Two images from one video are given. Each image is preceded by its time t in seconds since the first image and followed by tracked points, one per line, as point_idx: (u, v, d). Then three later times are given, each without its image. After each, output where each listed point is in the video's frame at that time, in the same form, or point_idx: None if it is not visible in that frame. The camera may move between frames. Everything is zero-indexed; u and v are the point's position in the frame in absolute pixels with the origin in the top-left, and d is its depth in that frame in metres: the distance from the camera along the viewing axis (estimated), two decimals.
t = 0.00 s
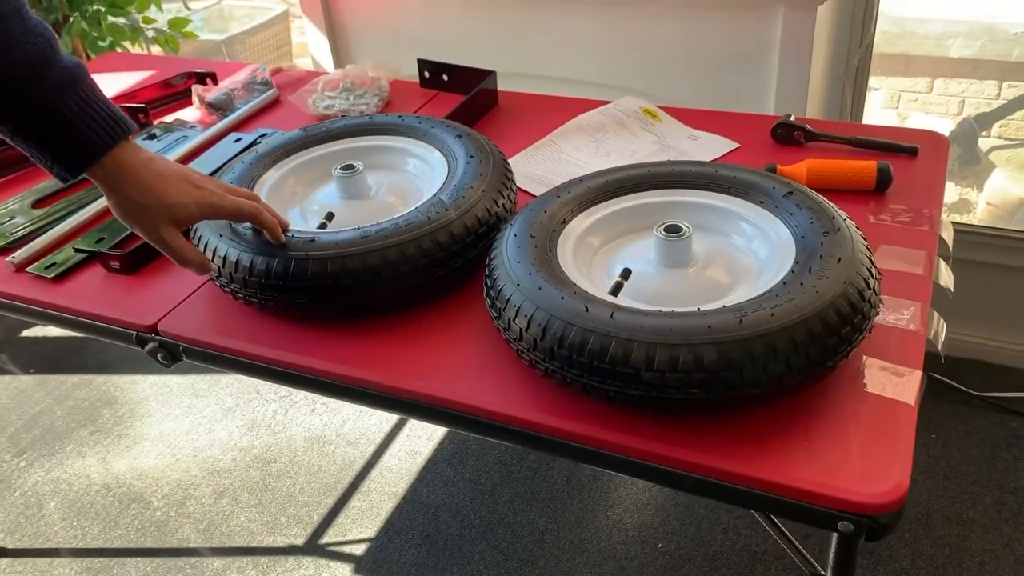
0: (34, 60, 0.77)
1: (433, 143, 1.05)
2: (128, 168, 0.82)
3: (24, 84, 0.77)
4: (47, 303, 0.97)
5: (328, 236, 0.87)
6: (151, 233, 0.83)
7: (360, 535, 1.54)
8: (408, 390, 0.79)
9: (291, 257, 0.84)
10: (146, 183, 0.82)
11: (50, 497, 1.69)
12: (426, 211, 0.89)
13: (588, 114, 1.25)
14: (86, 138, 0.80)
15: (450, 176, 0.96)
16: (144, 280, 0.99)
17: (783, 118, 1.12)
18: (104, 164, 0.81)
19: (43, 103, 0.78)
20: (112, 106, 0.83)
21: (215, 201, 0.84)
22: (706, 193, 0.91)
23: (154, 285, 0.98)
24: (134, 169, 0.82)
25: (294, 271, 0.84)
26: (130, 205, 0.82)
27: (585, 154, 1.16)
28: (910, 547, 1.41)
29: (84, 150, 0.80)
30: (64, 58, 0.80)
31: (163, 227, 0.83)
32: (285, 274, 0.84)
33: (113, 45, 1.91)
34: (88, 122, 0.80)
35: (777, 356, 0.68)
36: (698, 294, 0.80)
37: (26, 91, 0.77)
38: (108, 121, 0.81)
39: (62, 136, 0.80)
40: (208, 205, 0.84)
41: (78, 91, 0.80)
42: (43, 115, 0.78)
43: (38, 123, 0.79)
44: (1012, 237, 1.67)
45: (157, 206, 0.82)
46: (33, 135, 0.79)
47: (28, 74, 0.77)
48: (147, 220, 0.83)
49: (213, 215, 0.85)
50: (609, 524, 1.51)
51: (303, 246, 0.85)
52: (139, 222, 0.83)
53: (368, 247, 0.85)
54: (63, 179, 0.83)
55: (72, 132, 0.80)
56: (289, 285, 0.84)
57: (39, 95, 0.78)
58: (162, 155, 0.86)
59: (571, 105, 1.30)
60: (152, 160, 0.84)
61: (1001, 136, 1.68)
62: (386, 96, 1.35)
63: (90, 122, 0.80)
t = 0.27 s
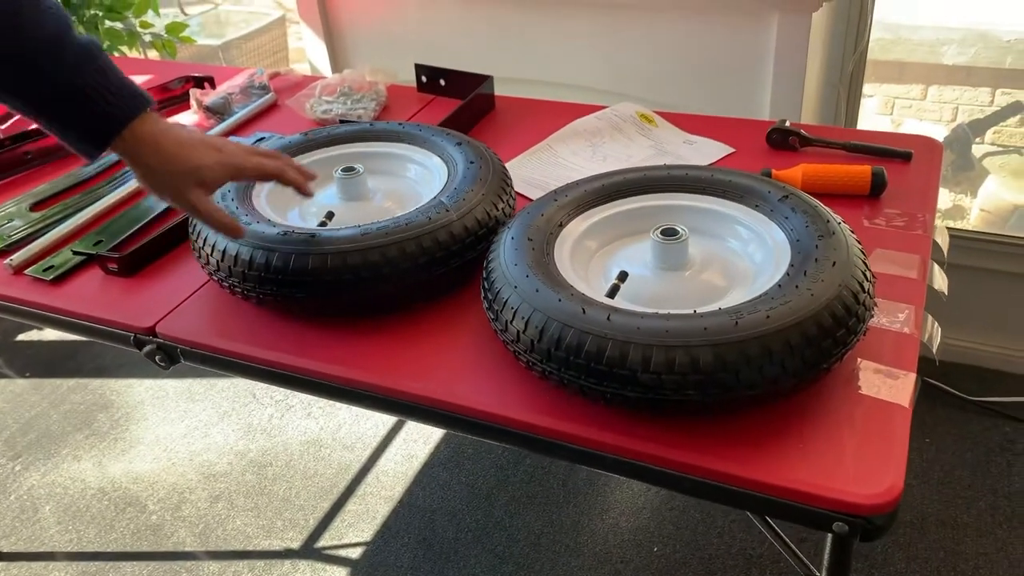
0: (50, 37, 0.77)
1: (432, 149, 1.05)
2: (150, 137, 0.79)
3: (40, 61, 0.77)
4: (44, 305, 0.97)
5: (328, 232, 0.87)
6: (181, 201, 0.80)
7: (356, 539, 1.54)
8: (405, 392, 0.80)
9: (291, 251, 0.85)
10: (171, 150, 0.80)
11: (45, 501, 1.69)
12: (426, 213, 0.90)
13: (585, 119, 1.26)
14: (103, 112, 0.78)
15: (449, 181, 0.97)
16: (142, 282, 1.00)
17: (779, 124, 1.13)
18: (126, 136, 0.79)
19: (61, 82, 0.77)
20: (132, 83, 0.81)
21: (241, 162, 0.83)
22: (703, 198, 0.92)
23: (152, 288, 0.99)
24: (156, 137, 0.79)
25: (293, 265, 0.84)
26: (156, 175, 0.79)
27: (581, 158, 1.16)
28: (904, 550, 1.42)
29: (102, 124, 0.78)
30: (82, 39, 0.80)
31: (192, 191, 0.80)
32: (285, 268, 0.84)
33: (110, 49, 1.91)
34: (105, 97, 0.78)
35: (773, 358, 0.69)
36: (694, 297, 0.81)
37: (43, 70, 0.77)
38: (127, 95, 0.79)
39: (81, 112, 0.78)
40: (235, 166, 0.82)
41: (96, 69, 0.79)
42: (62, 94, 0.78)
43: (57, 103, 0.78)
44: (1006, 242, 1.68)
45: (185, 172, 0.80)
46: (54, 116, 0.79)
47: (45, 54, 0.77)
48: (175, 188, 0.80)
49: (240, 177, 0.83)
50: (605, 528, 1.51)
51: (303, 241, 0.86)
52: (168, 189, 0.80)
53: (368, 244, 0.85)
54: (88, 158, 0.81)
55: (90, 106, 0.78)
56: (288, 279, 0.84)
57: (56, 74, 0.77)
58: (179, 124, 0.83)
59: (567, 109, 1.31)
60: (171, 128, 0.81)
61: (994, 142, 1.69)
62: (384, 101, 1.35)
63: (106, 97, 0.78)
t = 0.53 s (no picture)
0: (77, 34, 0.79)
1: (428, 155, 1.06)
2: (178, 128, 0.82)
3: (68, 57, 0.78)
4: (42, 311, 0.98)
5: (324, 240, 0.87)
6: (214, 185, 0.83)
7: (352, 544, 1.54)
8: (400, 397, 0.80)
9: (285, 260, 0.85)
10: (198, 138, 0.83)
11: (42, 507, 1.69)
12: (421, 218, 0.90)
13: (580, 124, 1.27)
14: (130, 106, 0.81)
15: (445, 186, 0.98)
16: (139, 288, 1.00)
17: (773, 129, 1.14)
18: (155, 127, 0.82)
19: (88, 77, 0.79)
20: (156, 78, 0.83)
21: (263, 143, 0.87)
22: (697, 203, 0.92)
23: (150, 293, 0.99)
24: (184, 126, 0.82)
25: (289, 274, 0.85)
26: (189, 164, 0.82)
27: (576, 164, 1.17)
28: (900, 554, 1.42)
29: (129, 117, 0.81)
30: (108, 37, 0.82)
31: (224, 175, 0.83)
32: (280, 277, 0.84)
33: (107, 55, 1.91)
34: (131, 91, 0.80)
35: (766, 362, 0.69)
36: (687, 301, 0.81)
37: (70, 64, 0.79)
38: (153, 91, 0.82)
39: (107, 107, 0.80)
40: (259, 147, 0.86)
41: (122, 65, 0.81)
42: (89, 88, 0.80)
43: (83, 96, 0.80)
44: (1000, 246, 1.69)
45: (214, 157, 0.83)
46: (80, 110, 0.81)
47: (72, 49, 0.78)
48: (208, 174, 0.83)
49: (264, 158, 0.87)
50: (601, 533, 1.51)
51: (298, 250, 0.86)
52: (199, 177, 0.83)
53: (363, 252, 0.85)
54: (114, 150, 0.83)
55: (116, 100, 0.80)
56: (283, 288, 0.85)
57: (83, 70, 0.79)
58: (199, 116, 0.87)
59: (563, 116, 1.32)
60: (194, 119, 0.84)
61: (989, 147, 1.70)
62: (380, 107, 1.36)
63: (133, 90, 0.81)
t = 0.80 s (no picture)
0: (57, 91, 0.77)
1: (424, 160, 1.06)
2: (149, 194, 0.83)
3: (45, 112, 0.77)
4: (38, 319, 0.98)
5: (320, 247, 0.88)
6: (173, 255, 0.84)
7: (350, 549, 1.54)
8: (396, 403, 0.80)
9: (281, 266, 0.85)
10: (164, 207, 0.83)
11: (40, 514, 1.69)
12: (417, 224, 0.90)
13: (575, 130, 1.27)
14: (105, 166, 0.80)
15: (441, 192, 0.98)
16: (135, 294, 1.00)
17: (767, 134, 1.14)
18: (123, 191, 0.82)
19: (65, 132, 0.78)
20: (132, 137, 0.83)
21: (231, 220, 0.87)
22: (692, 208, 0.93)
23: (146, 300, 0.99)
24: (152, 194, 0.83)
25: (285, 281, 0.85)
26: (154, 229, 0.83)
27: (572, 168, 1.17)
28: (898, 557, 1.42)
29: (101, 177, 0.80)
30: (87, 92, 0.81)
31: (185, 247, 0.84)
32: (276, 284, 0.85)
33: (104, 62, 1.92)
34: (107, 150, 0.80)
35: (760, 366, 0.69)
36: (682, 305, 0.81)
37: (48, 119, 0.77)
38: (129, 150, 0.81)
39: (80, 165, 0.79)
40: (226, 226, 0.86)
41: (100, 122, 0.80)
42: (64, 143, 0.79)
43: (58, 152, 0.79)
44: (997, 249, 1.70)
45: (177, 227, 0.84)
46: (51, 164, 0.80)
47: (52, 105, 0.77)
48: (169, 242, 0.84)
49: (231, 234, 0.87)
50: (599, 537, 1.51)
51: (294, 256, 0.86)
52: (162, 245, 0.84)
53: (358, 258, 0.86)
54: (80, 205, 0.83)
55: (91, 159, 0.79)
56: (279, 294, 0.85)
57: (61, 125, 0.78)
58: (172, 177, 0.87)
59: (559, 121, 1.32)
60: (165, 183, 0.85)
61: (985, 150, 1.70)
62: (375, 113, 1.36)
63: (109, 150, 0.80)
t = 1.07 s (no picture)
0: (58, 99, 0.77)
1: (421, 164, 1.06)
2: (151, 204, 0.83)
3: (46, 120, 0.77)
4: (36, 325, 0.98)
5: (318, 252, 0.88)
6: (176, 263, 0.84)
7: (350, 554, 1.54)
8: (394, 408, 0.80)
9: (279, 272, 0.85)
10: (166, 215, 0.83)
11: (39, 520, 1.68)
12: (414, 228, 0.90)
13: (573, 133, 1.27)
14: (106, 174, 0.80)
15: (438, 196, 0.98)
16: (133, 300, 1.00)
17: (765, 136, 1.14)
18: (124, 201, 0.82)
19: (65, 140, 0.78)
20: (133, 144, 0.83)
21: (233, 227, 0.87)
22: (690, 211, 0.93)
23: (143, 305, 0.99)
24: (154, 203, 0.83)
25: (283, 286, 0.85)
26: (156, 239, 0.83)
27: (569, 172, 1.17)
28: (898, 559, 1.42)
29: (102, 185, 0.80)
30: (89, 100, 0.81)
31: (187, 256, 0.84)
32: (274, 289, 0.85)
33: (102, 68, 1.92)
34: (108, 158, 0.80)
35: (759, 369, 0.69)
36: (681, 309, 0.81)
37: (49, 127, 0.78)
38: (129, 158, 0.81)
39: (80, 172, 0.80)
40: (228, 234, 0.86)
41: (101, 129, 0.80)
42: (65, 151, 0.79)
43: (58, 159, 0.79)
44: (995, 251, 1.70)
45: (179, 236, 0.84)
46: (51, 172, 0.80)
47: (53, 113, 0.77)
48: (171, 251, 0.84)
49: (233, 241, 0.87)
50: (599, 540, 1.51)
51: (292, 262, 0.86)
52: (164, 253, 0.84)
53: (356, 263, 0.86)
54: (81, 212, 0.83)
55: (90, 167, 0.80)
56: (277, 300, 0.85)
57: (61, 133, 0.78)
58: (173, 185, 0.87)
59: (556, 124, 1.32)
60: (166, 191, 0.85)
61: (983, 152, 1.70)
62: (373, 117, 1.36)
63: (110, 158, 0.80)
